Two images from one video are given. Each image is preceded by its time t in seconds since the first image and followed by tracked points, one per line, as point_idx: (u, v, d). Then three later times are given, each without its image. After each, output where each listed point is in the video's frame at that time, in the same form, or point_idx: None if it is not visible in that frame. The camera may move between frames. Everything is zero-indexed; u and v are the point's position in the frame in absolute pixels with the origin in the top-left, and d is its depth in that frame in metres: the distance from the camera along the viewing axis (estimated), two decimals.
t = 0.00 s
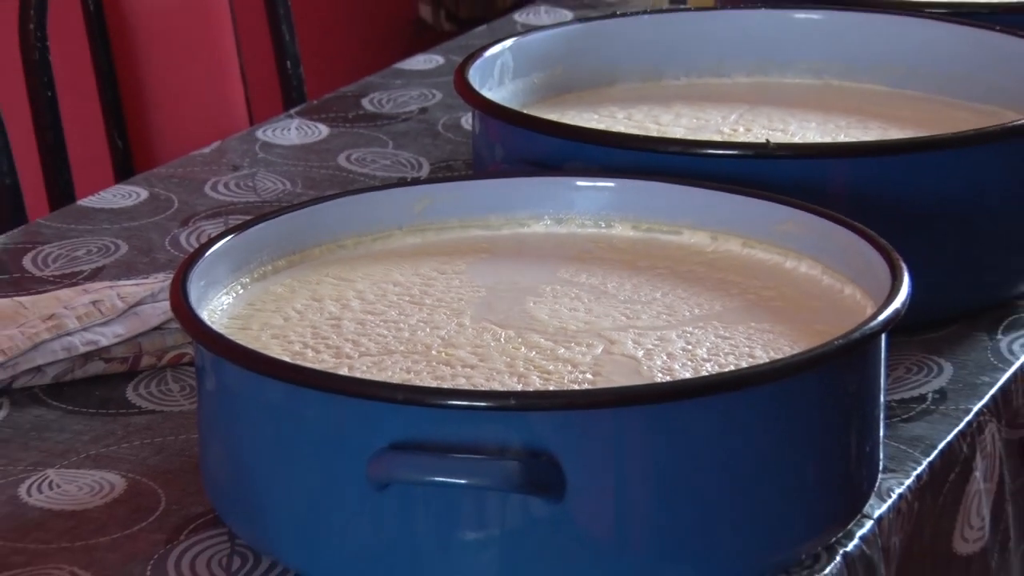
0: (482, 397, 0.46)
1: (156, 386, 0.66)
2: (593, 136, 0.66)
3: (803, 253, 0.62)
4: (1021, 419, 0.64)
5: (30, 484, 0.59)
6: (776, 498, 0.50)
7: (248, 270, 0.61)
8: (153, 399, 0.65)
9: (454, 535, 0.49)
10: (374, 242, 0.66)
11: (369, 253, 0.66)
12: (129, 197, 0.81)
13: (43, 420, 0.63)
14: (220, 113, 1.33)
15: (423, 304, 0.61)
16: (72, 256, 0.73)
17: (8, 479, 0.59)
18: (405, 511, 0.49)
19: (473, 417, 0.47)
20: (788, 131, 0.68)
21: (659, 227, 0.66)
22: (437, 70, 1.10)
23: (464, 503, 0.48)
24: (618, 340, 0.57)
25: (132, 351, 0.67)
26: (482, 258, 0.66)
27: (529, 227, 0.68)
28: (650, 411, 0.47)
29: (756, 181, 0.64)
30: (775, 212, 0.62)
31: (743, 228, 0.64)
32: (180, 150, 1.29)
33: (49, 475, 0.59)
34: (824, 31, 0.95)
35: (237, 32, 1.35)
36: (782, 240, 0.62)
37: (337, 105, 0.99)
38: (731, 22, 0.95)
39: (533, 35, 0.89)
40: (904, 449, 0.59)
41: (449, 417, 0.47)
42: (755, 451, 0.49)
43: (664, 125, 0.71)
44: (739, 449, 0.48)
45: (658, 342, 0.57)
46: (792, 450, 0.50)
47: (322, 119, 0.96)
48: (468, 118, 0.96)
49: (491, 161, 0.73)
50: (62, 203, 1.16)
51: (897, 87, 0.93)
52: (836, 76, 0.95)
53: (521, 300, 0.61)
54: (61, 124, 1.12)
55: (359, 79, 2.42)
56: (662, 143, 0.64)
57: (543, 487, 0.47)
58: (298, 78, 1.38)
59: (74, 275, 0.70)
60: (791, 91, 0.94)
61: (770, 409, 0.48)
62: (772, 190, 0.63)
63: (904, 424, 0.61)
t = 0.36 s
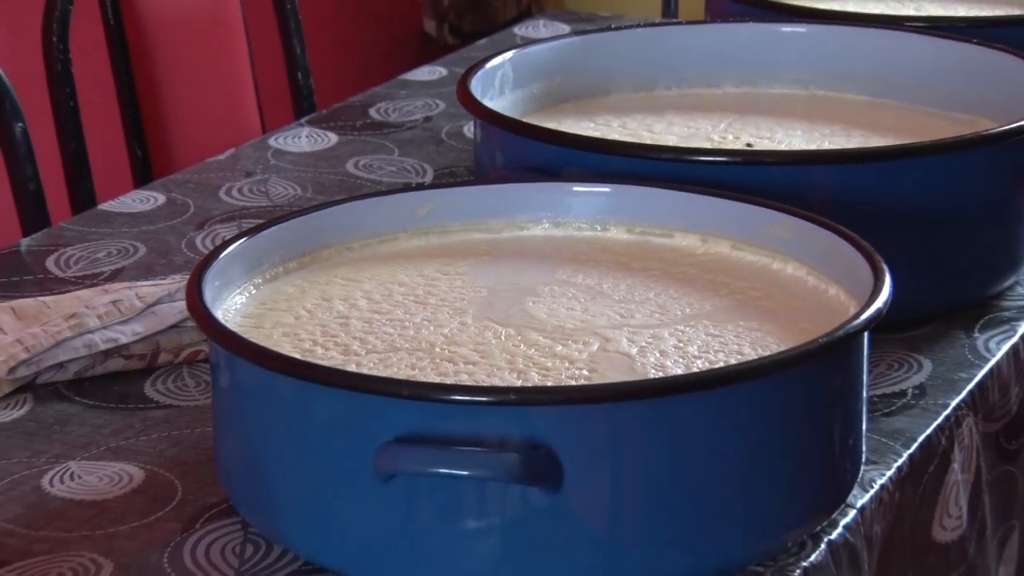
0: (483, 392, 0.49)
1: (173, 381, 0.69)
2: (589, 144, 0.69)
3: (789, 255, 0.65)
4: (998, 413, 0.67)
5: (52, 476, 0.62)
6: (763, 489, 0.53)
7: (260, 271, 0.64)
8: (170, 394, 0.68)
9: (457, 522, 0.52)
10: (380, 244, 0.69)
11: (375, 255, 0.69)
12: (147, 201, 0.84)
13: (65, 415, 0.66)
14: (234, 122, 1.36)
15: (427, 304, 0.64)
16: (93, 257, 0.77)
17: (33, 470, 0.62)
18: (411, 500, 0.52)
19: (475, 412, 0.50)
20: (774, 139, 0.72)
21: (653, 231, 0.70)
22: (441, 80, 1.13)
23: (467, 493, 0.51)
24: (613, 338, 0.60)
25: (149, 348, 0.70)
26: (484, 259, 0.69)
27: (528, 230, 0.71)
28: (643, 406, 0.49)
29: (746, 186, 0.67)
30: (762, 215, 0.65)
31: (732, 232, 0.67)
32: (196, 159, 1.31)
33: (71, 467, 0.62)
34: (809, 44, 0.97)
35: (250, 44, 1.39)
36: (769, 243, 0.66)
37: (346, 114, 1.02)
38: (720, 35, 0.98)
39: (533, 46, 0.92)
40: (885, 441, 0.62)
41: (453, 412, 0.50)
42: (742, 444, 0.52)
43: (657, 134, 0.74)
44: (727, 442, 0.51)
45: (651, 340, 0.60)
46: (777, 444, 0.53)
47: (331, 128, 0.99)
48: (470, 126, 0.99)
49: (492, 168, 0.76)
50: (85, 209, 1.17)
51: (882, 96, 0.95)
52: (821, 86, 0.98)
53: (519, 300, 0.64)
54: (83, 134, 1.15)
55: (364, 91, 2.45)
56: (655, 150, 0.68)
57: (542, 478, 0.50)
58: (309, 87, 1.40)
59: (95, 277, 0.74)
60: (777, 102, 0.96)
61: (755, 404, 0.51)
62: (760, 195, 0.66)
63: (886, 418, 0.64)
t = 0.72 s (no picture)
0: (485, 388, 0.51)
1: (188, 377, 0.72)
2: (583, 150, 0.73)
3: (777, 257, 0.68)
4: (975, 408, 0.70)
5: (73, 468, 0.65)
6: (750, 480, 0.56)
7: (272, 272, 0.67)
8: (186, 389, 0.71)
9: (460, 511, 0.55)
10: (386, 247, 0.72)
11: (382, 256, 0.72)
12: (164, 206, 0.88)
13: (85, 409, 0.69)
14: (246, 129, 1.39)
15: (431, 303, 0.67)
16: (112, 258, 0.81)
17: (55, 462, 0.65)
18: (416, 491, 0.55)
19: (477, 406, 0.52)
20: (762, 147, 0.75)
21: (646, 234, 0.73)
22: (445, 90, 1.16)
23: (469, 484, 0.54)
24: (609, 336, 0.63)
25: (166, 346, 0.73)
26: (486, 261, 0.72)
27: (527, 233, 0.74)
28: (636, 401, 0.52)
29: (735, 191, 0.70)
30: (752, 219, 0.68)
31: (722, 235, 0.70)
32: (213, 164, 1.34)
33: (91, 459, 0.66)
34: (793, 55, 1.00)
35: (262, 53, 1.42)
36: (758, 246, 0.69)
37: (353, 123, 1.05)
38: (708, 47, 1.01)
39: (533, 58, 0.95)
40: (868, 435, 0.65)
41: (456, 407, 0.53)
42: (730, 438, 0.54)
43: (650, 141, 0.77)
44: (716, 436, 0.54)
45: (645, 338, 0.63)
46: (764, 437, 0.55)
47: (339, 135, 1.02)
48: (473, 134, 1.02)
49: (493, 174, 0.80)
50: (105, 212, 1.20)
51: (859, 104, 0.98)
52: (804, 96, 1.00)
53: (519, 300, 0.67)
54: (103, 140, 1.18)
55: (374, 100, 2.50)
56: (648, 157, 0.71)
57: (541, 470, 0.53)
58: (319, 98, 1.43)
59: (114, 277, 0.79)
60: (763, 112, 0.99)
61: (743, 399, 0.54)
62: (748, 200, 0.69)
63: (869, 412, 0.67)
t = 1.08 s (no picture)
0: (486, 384, 0.54)
1: (202, 373, 0.76)
2: (582, 156, 0.77)
3: (767, 259, 0.71)
4: (955, 403, 0.73)
5: (92, 460, 0.68)
6: (741, 472, 0.58)
7: (282, 272, 0.70)
8: (200, 385, 0.74)
9: (463, 501, 0.57)
10: (392, 249, 0.76)
11: (387, 258, 0.75)
12: (180, 209, 0.92)
13: (104, 404, 0.72)
14: (259, 135, 1.42)
15: (435, 303, 0.70)
16: (130, 259, 0.84)
17: (74, 455, 0.68)
18: (419, 482, 0.57)
19: (479, 401, 0.55)
20: (751, 153, 0.78)
21: (641, 236, 0.76)
22: (448, 99, 1.19)
23: (470, 475, 0.56)
24: (604, 334, 0.66)
25: (180, 343, 0.76)
26: (488, 261, 0.75)
27: (527, 236, 0.77)
28: (632, 396, 0.55)
29: (726, 196, 0.73)
30: (743, 222, 0.71)
31: (714, 238, 0.73)
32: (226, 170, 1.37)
33: (108, 452, 0.69)
34: (781, 66, 1.02)
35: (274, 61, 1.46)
36: (749, 247, 0.72)
37: (360, 130, 1.08)
38: (699, 57, 1.04)
39: (532, 68, 0.99)
40: (853, 429, 0.68)
41: (459, 402, 0.55)
42: (722, 431, 0.57)
43: (644, 148, 0.81)
44: (708, 430, 0.56)
45: (639, 335, 0.65)
46: (754, 431, 0.58)
47: (347, 142, 1.05)
48: (475, 141, 1.05)
49: (495, 179, 0.83)
50: (124, 217, 1.24)
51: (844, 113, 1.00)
52: (792, 105, 1.03)
53: (519, 300, 0.70)
54: (121, 148, 1.21)
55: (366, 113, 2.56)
56: (643, 163, 0.74)
57: (540, 463, 0.55)
58: (327, 106, 1.46)
59: (131, 277, 0.82)
60: (751, 120, 1.02)
61: (734, 395, 0.56)
62: (737, 204, 0.73)
63: (854, 406, 0.70)
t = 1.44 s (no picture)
0: (486, 379, 0.57)
1: (215, 370, 0.79)
2: (581, 162, 0.80)
3: (756, 260, 0.74)
4: (937, 398, 0.77)
5: (110, 453, 0.71)
6: (730, 464, 0.61)
7: (292, 273, 0.73)
8: (213, 381, 0.78)
9: (465, 492, 0.60)
10: (397, 250, 0.79)
11: (393, 259, 0.78)
12: (194, 213, 0.95)
13: (121, 400, 0.76)
14: (272, 142, 1.45)
15: (439, 302, 0.73)
16: (146, 261, 0.88)
17: (93, 448, 0.71)
18: (423, 474, 0.60)
19: (480, 397, 0.57)
20: (741, 159, 0.82)
21: (636, 239, 0.79)
22: (451, 107, 1.22)
23: (472, 468, 0.59)
24: (600, 332, 0.69)
25: (194, 342, 0.80)
26: (489, 262, 0.78)
27: (526, 238, 0.80)
28: (626, 391, 0.57)
29: (717, 199, 0.76)
30: (736, 224, 0.74)
31: (706, 240, 0.76)
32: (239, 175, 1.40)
33: (125, 445, 0.72)
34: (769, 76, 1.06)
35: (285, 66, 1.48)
36: (739, 249, 0.75)
37: (367, 137, 1.12)
38: (691, 67, 1.07)
39: (532, 77, 1.02)
40: (839, 423, 0.71)
41: (461, 398, 0.58)
42: (712, 425, 0.60)
43: (639, 154, 0.84)
44: (699, 424, 0.59)
45: (634, 333, 0.68)
46: (743, 424, 0.61)
47: (354, 149, 1.08)
48: (477, 147, 1.09)
49: (495, 183, 0.87)
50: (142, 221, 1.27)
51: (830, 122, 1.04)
52: (780, 112, 1.07)
53: (518, 300, 0.73)
54: (138, 154, 1.25)
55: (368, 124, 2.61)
56: (637, 169, 0.78)
57: (540, 456, 0.58)
58: (335, 115, 1.49)
59: (147, 278, 0.86)
60: (741, 127, 1.05)
61: (724, 390, 0.59)
62: (728, 207, 0.76)
63: (840, 402, 0.73)
